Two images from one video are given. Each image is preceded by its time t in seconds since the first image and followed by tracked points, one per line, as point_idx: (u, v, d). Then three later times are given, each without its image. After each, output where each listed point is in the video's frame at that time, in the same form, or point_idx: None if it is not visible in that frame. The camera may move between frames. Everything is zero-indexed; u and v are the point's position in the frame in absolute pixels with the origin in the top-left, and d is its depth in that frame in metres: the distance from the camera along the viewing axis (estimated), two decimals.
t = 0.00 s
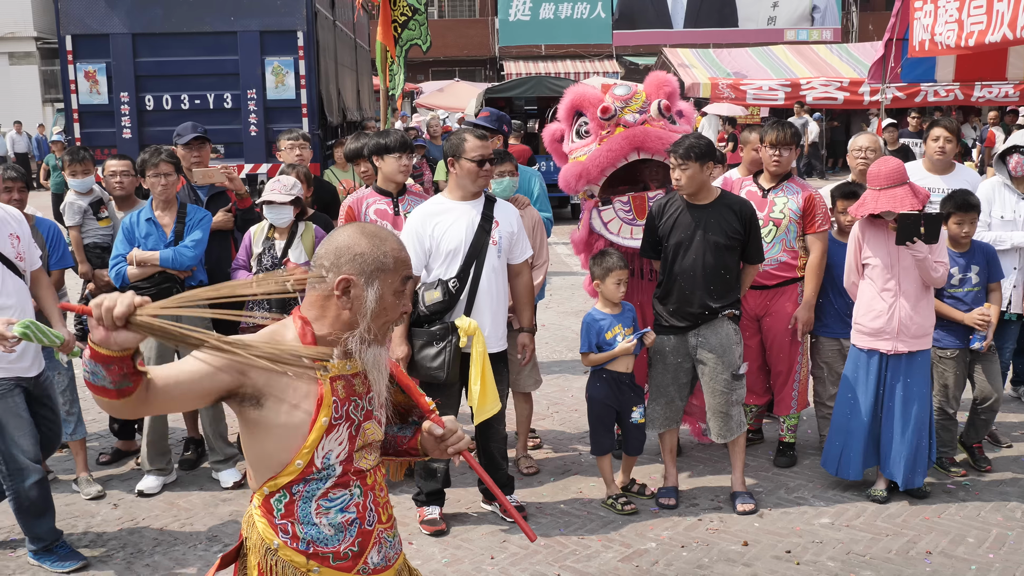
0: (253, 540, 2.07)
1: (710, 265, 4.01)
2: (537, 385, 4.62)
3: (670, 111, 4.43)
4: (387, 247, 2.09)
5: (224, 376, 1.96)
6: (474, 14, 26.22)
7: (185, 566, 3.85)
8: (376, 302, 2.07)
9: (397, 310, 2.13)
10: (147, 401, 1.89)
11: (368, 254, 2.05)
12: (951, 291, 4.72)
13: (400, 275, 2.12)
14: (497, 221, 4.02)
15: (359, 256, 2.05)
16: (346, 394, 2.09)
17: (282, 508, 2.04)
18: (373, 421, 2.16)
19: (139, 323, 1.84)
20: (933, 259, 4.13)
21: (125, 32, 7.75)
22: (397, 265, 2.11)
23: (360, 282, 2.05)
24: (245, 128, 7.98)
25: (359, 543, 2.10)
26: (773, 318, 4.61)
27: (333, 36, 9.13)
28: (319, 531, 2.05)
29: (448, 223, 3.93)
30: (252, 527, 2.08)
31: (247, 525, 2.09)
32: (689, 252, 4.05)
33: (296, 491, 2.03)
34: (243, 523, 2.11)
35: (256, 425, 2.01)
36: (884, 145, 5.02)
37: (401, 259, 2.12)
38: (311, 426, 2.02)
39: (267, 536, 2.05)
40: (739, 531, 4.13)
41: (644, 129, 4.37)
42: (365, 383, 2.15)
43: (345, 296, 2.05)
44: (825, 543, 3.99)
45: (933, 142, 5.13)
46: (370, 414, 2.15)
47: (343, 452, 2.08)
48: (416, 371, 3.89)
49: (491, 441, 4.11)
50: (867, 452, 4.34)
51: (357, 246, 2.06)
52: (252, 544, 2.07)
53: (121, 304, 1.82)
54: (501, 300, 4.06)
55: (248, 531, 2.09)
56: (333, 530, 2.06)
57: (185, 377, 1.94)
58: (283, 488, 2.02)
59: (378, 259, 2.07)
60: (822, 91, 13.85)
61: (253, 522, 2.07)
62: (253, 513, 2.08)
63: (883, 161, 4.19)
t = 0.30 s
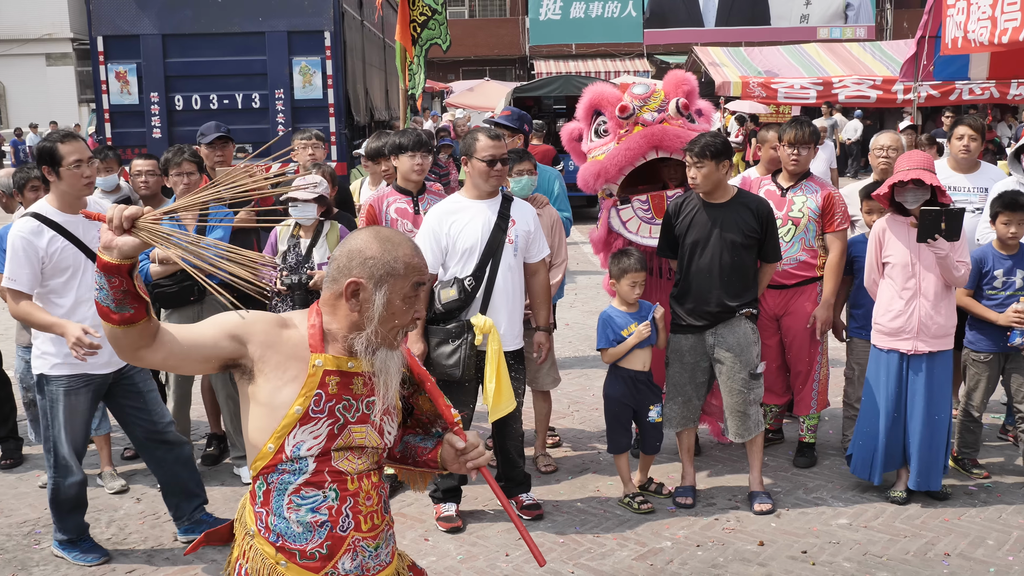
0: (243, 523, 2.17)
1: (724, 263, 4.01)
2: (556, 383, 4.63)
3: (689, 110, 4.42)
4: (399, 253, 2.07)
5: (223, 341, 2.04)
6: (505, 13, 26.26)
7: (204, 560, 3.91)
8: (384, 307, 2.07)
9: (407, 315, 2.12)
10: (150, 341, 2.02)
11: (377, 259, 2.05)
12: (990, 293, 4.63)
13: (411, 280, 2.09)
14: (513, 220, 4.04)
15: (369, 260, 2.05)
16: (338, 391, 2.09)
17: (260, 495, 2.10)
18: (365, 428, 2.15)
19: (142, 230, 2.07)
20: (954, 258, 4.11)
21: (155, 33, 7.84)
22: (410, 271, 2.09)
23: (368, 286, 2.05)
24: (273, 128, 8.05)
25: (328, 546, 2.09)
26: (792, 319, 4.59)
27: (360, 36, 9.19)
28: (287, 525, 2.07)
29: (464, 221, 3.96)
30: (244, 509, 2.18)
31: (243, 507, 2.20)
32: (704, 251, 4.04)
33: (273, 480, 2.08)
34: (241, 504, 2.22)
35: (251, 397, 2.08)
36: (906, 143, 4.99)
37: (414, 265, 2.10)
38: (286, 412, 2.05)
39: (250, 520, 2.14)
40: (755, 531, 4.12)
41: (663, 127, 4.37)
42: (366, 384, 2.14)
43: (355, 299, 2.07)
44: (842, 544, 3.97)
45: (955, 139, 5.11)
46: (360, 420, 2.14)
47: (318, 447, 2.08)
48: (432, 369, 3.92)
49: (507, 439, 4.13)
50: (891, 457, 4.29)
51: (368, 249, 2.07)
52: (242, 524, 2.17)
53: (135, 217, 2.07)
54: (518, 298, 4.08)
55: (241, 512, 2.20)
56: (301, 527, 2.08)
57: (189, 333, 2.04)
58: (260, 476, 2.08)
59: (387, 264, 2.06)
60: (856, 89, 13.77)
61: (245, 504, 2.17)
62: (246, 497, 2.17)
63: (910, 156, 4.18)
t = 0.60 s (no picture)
0: (273, 516, 2.17)
1: (749, 261, 3.99)
2: (579, 381, 4.63)
3: (712, 108, 4.41)
4: (423, 245, 2.10)
5: (253, 337, 2.08)
6: (536, 13, 26.29)
7: (228, 552, 3.95)
8: (406, 297, 2.09)
9: (430, 309, 2.14)
10: (179, 346, 2.03)
11: (401, 250, 2.09)
12: None
13: (434, 273, 2.11)
14: (536, 218, 4.05)
15: (394, 251, 2.09)
16: (369, 382, 2.12)
17: (292, 487, 2.11)
18: (396, 418, 2.17)
19: (155, 239, 2.05)
20: (980, 257, 4.08)
21: (187, 33, 7.92)
22: (433, 264, 2.11)
23: (391, 276, 2.08)
24: (302, 127, 8.11)
25: (363, 534, 2.10)
26: (816, 319, 4.57)
27: (390, 35, 9.24)
28: (321, 515, 2.08)
29: (487, 219, 3.98)
30: (273, 501, 2.18)
31: (271, 501, 2.20)
32: (730, 249, 4.03)
33: (304, 471, 2.09)
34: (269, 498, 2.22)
35: (283, 392, 2.10)
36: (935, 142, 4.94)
37: (438, 258, 2.12)
38: (320, 404, 2.07)
39: (281, 511, 2.13)
40: (777, 530, 4.10)
41: (686, 126, 4.37)
42: (395, 374, 2.17)
43: (378, 290, 2.10)
44: (864, 545, 3.94)
45: (984, 138, 5.06)
46: (390, 410, 2.16)
47: (351, 438, 2.09)
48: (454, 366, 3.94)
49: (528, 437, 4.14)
50: (919, 465, 4.22)
51: (394, 241, 2.10)
52: (271, 517, 2.17)
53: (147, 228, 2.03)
54: (540, 296, 4.08)
55: (271, 505, 2.19)
56: (336, 517, 2.09)
57: (216, 335, 2.06)
58: (292, 467, 2.09)
59: (411, 255, 2.09)
60: (889, 89, 13.64)
61: (274, 497, 2.17)
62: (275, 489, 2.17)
63: (938, 154, 4.17)
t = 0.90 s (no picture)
0: (336, 511, 2.18)
1: (778, 260, 3.98)
2: (605, 379, 4.63)
3: (737, 106, 4.40)
4: (492, 239, 2.15)
5: (326, 341, 2.11)
6: (564, 13, 26.27)
7: (253, 545, 3.98)
8: (477, 289, 2.13)
9: (498, 301, 2.18)
10: (257, 361, 2.07)
11: (471, 244, 2.13)
12: None
13: (502, 265, 2.16)
14: (561, 217, 4.05)
15: (463, 245, 2.13)
16: (438, 377, 2.18)
17: (360, 481, 2.14)
18: (461, 412, 2.23)
19: (234, 266, 2.07)
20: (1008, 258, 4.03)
21: (216, 32, 7.97)
22: (501, 257, 2.16)
23: (462, 268, 2.12)
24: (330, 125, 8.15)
25: (433, 525, 2.15)
26: (842, 319, 4.55)
27: (417, 34, 9.27)
28: (393, 507, 2.13)
29: (511, 217, 4.00)
30: (335, 497, 2.19)
31: (332, 498, 2.21)
32: (758, 248, 4.03)
33: (374, 465, 2.13)
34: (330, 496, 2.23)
35: (356, 392, 2.14)
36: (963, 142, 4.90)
37: (505, 251, 2.17)
38: (395, 399, 2.12)
39: (345, 507, 2.15)
40: (800, 531, 4.09)
41: (711, 124, 4.36)
42: (461, 369, 2.23)
43: (447, 283, 2.14)
44: (888, 547, 3.92)
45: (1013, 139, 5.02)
46: (456, 404, 2.22)
47: (423, 433, 2.15)
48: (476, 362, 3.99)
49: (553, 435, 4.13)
50: (950, 470, 4.17)
51: (462, 235, 2.15)
52: (335, 514, 2.18)
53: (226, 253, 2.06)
54: (563, 291, 4.08)
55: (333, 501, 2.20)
56: (407, 508, 2.13)
57: (290, 343, 2.08)
58: (362, 460, 2.13)
59: (480, 248, 2.14)
60: (919, 88, 13.52)
61: (337, 494, 2.18)
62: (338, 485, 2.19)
63: (970, 154, 4.13)
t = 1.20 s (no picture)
0: (459, 517, 2.21)
1: (801, 260, 3.97)
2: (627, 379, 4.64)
3: (760, 106, 4.40)
4: (601, 251, 2.09)
5: (445, 374, 2.11)
6: (585, 12, 26.25)
7: (274, 541, 4.01)
8: (587, 303, 2.08)
9: (609, 314, 2.12)
10: (387, 406, 2.07)
11: (580, 257, 2.08)
12: None
13: (612, 278, 2.10)
14: (580, 216, 4.03)
15: (572, 258, 2.08)
16: (553, 392, 2.15)
17: (483, 489, 2.16)
18: (578, 422, 2.19)
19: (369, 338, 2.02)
20: None
21: (240, 29, 8.00)
22: (611, 269, 2.10)
23: (572, 283, 2.07)
24: (352, 123, 8.18)
25: (554, 533, 2.12)
26: (864, 320, 4.53)
27: (440, 33, 9.29)
28: (515, 516, 2.12)
29: (528, 216, 4.01)
30: (460, 505, 2.22)
31: (457, 505, 2.24)
32: (781, 248, 4.02)
33: (496, 474, 2.14)
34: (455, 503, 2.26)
35: (474, 418, 2.14)
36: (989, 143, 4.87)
37: (613, 262, 2.11)
38: (513, 418, 2.11)
39: (469, 514, 2.17)
40: (820, 532, 4.07)
41: (733, 123, 4.34)
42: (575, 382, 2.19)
43: (558, 297, 2.10)
44: (909, 549, 3.90)
45: None
46: (572, 415, 2.18)
47: (543, 446, 2.14)
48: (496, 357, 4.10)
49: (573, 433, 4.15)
50: (965, 469, 4.18)
51: (570, 248, 2.09)
52: (459, 521, 2.20)
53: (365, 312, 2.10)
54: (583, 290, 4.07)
55: (457, 508, 2.23)
56: (528, 517, 2.12)
57: (411, 380, 2.09)
58: (484, 470, 2.15)
59: (589, 261, 2.08)
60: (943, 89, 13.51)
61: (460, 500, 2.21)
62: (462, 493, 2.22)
63: (995, 155, 4.09)
